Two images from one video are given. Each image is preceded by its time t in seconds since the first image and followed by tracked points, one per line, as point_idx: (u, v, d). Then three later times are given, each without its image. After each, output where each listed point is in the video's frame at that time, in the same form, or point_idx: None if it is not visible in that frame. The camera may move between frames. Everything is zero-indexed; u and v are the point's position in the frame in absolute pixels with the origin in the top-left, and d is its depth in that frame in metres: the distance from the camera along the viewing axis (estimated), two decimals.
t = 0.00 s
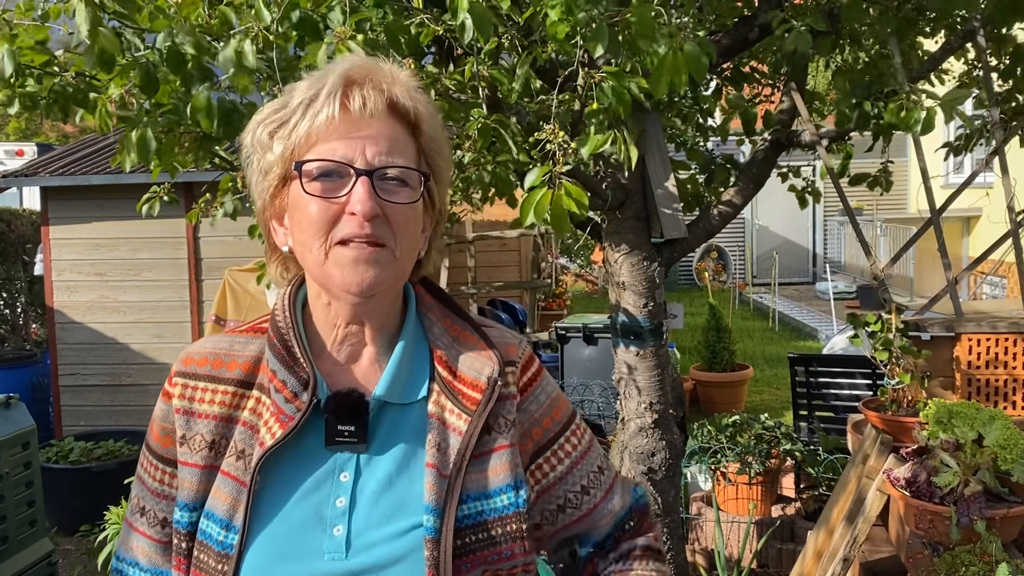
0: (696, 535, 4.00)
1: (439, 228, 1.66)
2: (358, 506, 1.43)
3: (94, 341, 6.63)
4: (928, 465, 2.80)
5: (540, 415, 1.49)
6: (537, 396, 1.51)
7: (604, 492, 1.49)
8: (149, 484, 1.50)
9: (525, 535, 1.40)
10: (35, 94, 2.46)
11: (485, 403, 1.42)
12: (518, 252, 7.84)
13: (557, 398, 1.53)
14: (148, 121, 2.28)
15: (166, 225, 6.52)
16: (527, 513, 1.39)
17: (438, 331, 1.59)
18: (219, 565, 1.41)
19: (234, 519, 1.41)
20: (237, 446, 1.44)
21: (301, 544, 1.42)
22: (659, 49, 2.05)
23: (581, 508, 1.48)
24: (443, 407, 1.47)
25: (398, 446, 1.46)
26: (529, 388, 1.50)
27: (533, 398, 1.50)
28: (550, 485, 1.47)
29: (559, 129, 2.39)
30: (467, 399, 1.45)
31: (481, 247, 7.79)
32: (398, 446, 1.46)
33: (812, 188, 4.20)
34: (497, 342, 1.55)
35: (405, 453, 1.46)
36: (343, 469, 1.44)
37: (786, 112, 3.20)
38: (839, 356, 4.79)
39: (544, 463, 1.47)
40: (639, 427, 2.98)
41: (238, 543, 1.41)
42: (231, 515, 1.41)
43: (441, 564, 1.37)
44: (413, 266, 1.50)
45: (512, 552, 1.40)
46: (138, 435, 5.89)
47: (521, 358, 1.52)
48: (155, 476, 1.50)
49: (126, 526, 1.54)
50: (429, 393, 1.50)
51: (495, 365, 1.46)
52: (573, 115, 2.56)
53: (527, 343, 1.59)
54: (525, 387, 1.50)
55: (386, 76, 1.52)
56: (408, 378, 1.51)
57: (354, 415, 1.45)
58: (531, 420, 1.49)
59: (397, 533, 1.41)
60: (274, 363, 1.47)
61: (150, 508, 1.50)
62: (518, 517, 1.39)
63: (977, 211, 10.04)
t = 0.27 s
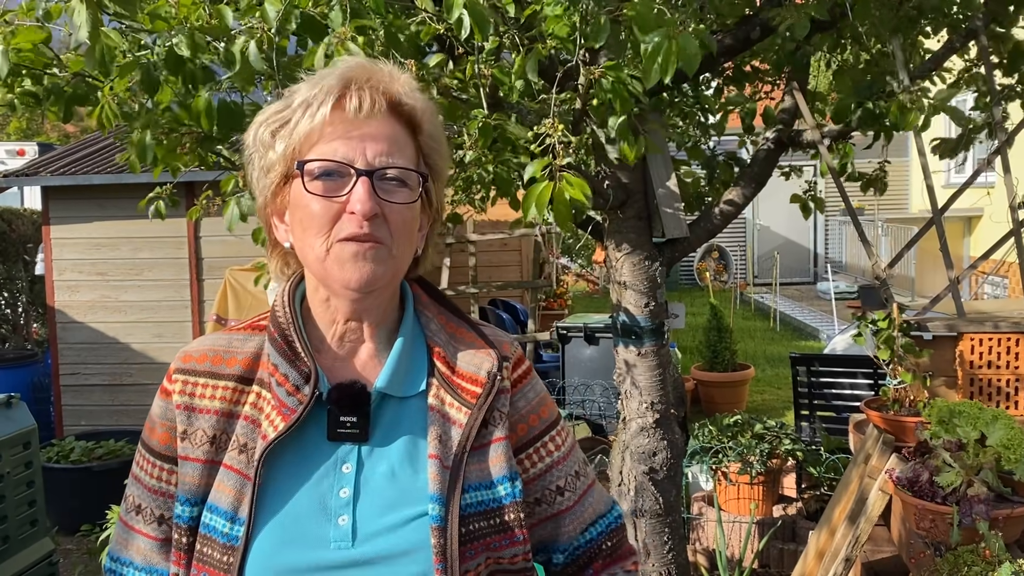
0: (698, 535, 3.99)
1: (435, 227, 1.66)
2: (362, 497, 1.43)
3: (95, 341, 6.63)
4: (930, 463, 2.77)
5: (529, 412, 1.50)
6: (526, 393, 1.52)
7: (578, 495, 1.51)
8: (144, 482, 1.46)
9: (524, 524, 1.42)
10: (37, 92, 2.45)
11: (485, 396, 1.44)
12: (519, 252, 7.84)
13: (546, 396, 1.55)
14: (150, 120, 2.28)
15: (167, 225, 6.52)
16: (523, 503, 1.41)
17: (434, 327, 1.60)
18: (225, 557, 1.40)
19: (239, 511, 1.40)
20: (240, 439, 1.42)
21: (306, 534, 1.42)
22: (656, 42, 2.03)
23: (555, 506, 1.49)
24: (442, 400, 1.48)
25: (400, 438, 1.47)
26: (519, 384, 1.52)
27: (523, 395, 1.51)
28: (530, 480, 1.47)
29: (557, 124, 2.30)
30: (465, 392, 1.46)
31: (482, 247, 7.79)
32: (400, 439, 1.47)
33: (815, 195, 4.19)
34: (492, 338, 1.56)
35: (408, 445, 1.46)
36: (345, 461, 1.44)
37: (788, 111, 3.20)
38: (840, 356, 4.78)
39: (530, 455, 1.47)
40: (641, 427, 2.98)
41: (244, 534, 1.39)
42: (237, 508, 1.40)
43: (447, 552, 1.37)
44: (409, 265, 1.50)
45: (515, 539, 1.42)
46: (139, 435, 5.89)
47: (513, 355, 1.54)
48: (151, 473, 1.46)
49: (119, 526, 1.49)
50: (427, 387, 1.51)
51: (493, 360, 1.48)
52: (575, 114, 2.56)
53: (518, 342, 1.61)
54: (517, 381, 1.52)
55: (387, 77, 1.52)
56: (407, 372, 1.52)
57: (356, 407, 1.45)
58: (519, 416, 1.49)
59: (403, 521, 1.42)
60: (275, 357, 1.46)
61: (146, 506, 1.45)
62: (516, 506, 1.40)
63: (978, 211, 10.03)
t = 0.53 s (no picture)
0: (698, 535, 3.99)
1: (425, 228, 1.65)
2: (346, 499, 1.42)
3: (96, 341, 6.63)
4: (930, 465, 2.78)
5: (516, 411, 1.48)
6: (513, 391, 1.50)
7: (566, 497, 1.47)
8: (138, 481, 1.48)
9: (508, 525, 1.40)
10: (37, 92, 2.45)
11: (468, 397, 1.41)
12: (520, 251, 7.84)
13: (535, 395, 1.52)
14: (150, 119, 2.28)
15: (167, 224, 6.52)
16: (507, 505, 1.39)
17: (423, 327, 1.57)
18: (209, 556, 1.41)
19: (223, 511, 1.41)
20: (226, 440, 1.43)
21: (290, 535, 1.42)
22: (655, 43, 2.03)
23: (543, 506, 1.46)
24: (428, 401, 1.46)
25: (384, 439, 1.45)
26: (505, 383, 1.50)
27: (508, 393, 1.49)
28: (516, 480, 1.45)
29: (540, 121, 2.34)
30: (450, 392, 1.44)
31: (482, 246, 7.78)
32: (384, 440, 1.45)
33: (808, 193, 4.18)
34: (479, 338, 1.53)
35: (391, 447, 1.45)
36: (330, 462, 1.44)
37: (788, 111, 3.19)
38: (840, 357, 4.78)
39: (515, 456, 1.46)
40: (641, 427, 2.98)
41: (227, 535, 1.41)
42: (221, 508, 1.41)
43: (429, 554, 1.36)
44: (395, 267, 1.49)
45: (497, 541, 1.40)
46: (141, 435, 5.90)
47: (500, 353, 1.52)
48: (145, 472, 1.48)
49: (115, 524, 1.52)
50: (413, 388, 1.50)
51: (478, 360, 1.45)
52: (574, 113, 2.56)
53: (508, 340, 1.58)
54: (503, 380, 1.50)
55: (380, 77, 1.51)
56: (391, 373, 1.50)
57: (339, 408, 1.44)
58: (505, 415, 1.47)
59: (385, 523, 1.40)
60: (259, 359, 1.46)
61: (140, 505, 1.48)
62: (500, 507, 1.39)
63: (980, 211, 10.01)
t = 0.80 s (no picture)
0: (699, 535, 3.98)
1: (429, 223, 1.65)
2: (344, 500, 1.42)
3: (97, 340, 6.63)
4: (932, 465, 2.77)
5: (518, 415, 1.47)
6: (515, 396, 1.48)
7: (566, 503, 1.48)
8: (138, 473, 1.48)
9: (507, 531, 1.40)
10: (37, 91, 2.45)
11: (469, 401, 1.40)
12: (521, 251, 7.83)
13: (538, 399, 1.51)
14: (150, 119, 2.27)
15: (168, 224, 6.52)
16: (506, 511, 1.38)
17: (425, 328, 1.57)
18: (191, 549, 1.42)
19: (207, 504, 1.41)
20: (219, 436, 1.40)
21: (287, 535, 1.41)
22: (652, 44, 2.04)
23: (543, 513, 1.47)
24: (429, 403, 1.46)
25: (383, 441, 1.45)
26: (508, 387, 1.48)
27: (510, 397, 1.47)
28: (517, 485, 1.45)
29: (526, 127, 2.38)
30: (452, 395, 1.44)
31: (483, 246, 7.78)
32: (383, 441, 1.45)
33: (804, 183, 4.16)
34: (482, 339, 1.52)
35: (391, 448, 1.44)
36: (329, 462, 1.44)
37: (790, 110, 3.18)
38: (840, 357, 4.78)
39: (516, 461, 1.45)
40: (642, 427, 2.97)
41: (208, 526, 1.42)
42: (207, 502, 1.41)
43: (425, 559, 1.36)
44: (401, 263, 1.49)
45: (495, 547, 1.40)
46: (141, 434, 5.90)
47: (504, 357, 1.50)
48: (144, 466, 1.47)
49: (113, 516, 1.52)
50: (414, 389, 1.49)
51: (480, 363, 1.44)
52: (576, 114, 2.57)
53: (512, 342, 1.57)
54: (505, 384, 1.48)
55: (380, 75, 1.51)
56: (393, 374, 1.50)
57: (338, 408, 1.44)
58: (507, 419, 1.46)
59: (382, 526, 1.40)
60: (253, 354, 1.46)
61: (137, 499, 1.48)
62: (498, 513, 1.38)
63: (982, 211, 10.00)
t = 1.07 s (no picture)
0: (700, 535, 3.98)
1: (436, 222, 1.64)
2: (351, 499, 1.42)
3: (98, 339, 6.64)
4: (935, 466, 2.79)
5: (522, 417, 1.47)
6: (519, 398, 1.48)
7: (567, 505, 1.48)
8: (142, 472, 1.47)
9: (512, 531, 1.41)
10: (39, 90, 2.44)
11: (478, 402, 1.41)
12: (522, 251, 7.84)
13: (541, 401, 1.51)
14: (152, 118, 2.27)
15: (170, 223, 6.53)
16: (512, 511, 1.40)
17: (432, 329, 1.57)
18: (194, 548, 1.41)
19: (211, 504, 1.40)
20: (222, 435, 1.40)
21: (294, 534, 1.41)
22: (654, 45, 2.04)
23: (544, 514, 1.47)
24: (436, 404, 1.46)
25: (390, 442, 1.45)
26: (513, 389, 1.48)
27: (515, 399, 1.48)
28: (520, 486, 1.45)
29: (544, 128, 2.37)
30: (459, 396, 1.44)
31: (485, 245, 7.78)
32: (390, 442, 1.45)
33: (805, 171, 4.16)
34: (488, 342, 1.53)
35: (399, 449, 1.45)
36: (337, 462, 1.44)
37: (792, 110, 3.18)
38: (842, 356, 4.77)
39: (520, 462, 1.45)
40: (644, 427, 2.97)
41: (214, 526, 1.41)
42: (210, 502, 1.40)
43: (433, 559, 1.36)
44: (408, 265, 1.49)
45: (501, 547, 1.40)
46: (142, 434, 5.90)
47: (509, 359, 1.51)
48: (149, 464, 1.47)
49: (112, 515, 1.50)
50: (420, 390, 1.49)
51: (489, 365, 1.45)
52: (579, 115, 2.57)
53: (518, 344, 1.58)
54: (510, 386, 1.48)
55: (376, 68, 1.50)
56: (400, 375, 1.49)
57: (346, 409, 1.45)
58: (512, 420, 1.46)
59: (390, 525, 1.40)
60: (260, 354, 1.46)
61: (140, 498, 1.47)
62: (505, 513, 1.39)
63: (983, 211, 9.99)
